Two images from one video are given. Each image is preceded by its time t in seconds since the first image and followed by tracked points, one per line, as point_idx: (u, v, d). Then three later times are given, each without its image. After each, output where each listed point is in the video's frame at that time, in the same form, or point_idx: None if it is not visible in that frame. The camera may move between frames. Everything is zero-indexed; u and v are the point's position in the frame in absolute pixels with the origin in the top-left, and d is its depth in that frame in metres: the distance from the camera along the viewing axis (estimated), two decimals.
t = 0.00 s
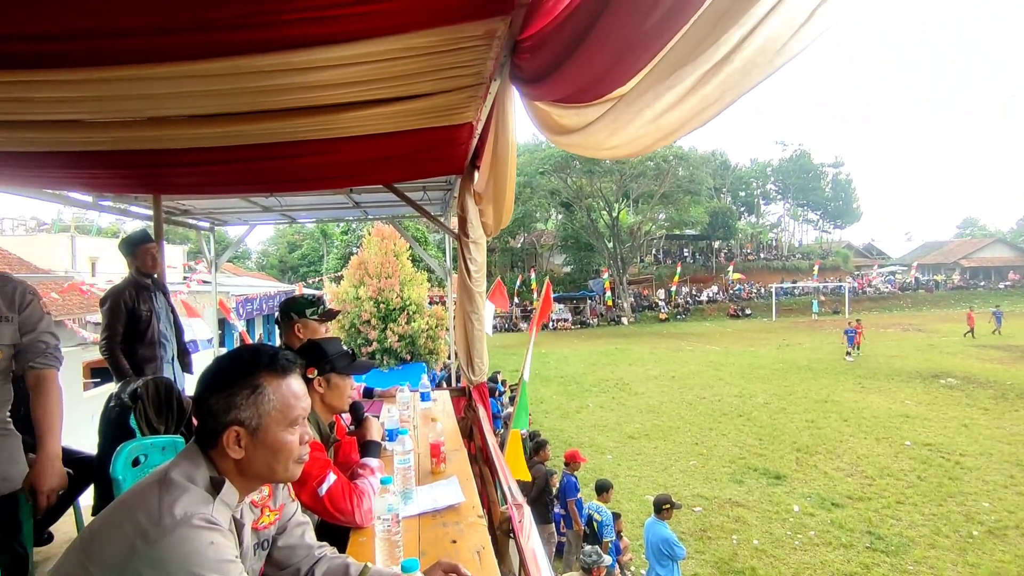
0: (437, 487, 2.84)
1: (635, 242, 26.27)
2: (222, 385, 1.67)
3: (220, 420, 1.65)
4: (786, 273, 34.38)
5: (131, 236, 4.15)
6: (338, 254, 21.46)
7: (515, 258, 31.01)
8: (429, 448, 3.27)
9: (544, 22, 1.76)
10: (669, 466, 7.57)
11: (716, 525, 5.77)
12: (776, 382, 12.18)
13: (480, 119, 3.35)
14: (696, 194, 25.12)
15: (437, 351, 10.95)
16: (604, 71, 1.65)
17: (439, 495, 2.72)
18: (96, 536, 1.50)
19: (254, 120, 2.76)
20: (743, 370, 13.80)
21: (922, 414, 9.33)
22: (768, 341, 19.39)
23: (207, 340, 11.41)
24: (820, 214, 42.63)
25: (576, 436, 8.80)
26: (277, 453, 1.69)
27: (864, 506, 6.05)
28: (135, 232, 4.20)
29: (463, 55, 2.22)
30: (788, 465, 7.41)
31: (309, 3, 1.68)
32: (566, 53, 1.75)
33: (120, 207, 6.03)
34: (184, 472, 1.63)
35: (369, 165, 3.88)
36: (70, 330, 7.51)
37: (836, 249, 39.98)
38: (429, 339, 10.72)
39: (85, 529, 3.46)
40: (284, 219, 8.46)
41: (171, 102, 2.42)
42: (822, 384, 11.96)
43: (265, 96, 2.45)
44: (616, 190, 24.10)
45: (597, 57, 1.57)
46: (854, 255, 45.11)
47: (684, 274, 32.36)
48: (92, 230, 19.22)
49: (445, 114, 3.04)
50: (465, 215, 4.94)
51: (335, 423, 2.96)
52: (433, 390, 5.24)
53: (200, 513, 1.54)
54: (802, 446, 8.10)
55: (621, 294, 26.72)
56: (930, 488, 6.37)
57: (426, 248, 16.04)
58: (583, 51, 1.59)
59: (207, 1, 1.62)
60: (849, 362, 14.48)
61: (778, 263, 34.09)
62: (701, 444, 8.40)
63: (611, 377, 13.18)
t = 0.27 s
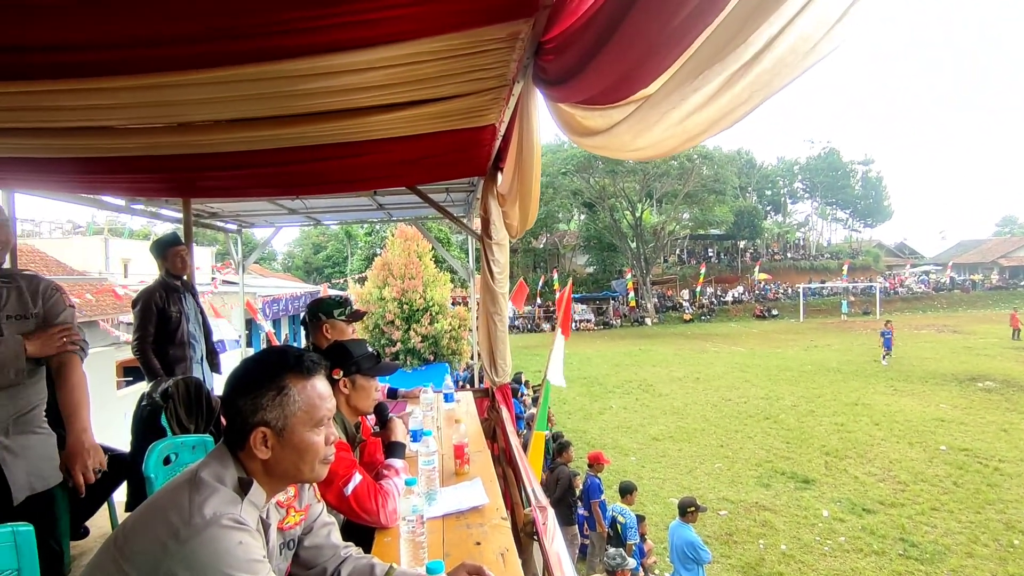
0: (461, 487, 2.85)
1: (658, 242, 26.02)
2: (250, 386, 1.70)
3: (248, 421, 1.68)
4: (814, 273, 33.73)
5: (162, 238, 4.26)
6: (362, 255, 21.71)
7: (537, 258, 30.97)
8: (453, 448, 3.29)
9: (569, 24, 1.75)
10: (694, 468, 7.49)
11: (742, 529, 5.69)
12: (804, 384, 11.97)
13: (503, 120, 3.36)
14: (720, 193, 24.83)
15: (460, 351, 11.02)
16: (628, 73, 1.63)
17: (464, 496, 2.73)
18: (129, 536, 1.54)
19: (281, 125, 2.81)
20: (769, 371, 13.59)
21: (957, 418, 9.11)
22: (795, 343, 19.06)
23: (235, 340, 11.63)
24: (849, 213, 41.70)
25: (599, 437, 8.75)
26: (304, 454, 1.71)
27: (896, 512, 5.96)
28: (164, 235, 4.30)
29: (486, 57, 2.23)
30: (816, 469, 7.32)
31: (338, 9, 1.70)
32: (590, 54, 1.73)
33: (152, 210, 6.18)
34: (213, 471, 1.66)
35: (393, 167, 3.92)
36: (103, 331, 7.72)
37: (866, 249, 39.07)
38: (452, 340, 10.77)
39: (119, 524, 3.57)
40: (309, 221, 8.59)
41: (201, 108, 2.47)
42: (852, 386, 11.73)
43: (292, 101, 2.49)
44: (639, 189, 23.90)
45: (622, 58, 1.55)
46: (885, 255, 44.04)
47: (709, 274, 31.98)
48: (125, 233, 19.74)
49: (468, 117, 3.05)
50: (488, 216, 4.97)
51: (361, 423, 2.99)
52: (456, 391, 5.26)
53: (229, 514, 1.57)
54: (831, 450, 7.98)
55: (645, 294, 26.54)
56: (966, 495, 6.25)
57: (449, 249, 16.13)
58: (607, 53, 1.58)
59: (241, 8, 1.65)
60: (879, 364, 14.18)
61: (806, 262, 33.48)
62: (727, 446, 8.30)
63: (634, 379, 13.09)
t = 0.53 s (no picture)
0: (484, 489, 2.85)
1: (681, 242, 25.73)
2: (273, 387, 1.71)
3: (272, 421, 1.70)
4: (841, 273, 33.05)
5: (190, 241, 4.36)
6: (384, 257, 21.91)
7: (558, 259, 30.88)
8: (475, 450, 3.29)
9: (591, 25, 1.73)
10: (718, 471, 7.39)
11: (768, 534, 5.59)
12: (831, 387, 11.75)
13: (525, 120, 3.35)
14: (744, 193, 24.51)
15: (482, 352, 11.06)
16: (652, 72, 1.60)
17: (486, 498, 2.73)
18: (158, 535, 1.56)
19: (305, 129, 2.84)
20: (795, 373, 13.36)
21: (992, 423, 8.87)
22: (822, 344, 18.70)
23: (260, 341, 11.79)
24: (878, 212, 40.77)
25: (621, 440, 8.69)
26: (326, 454, 1.72)
27: (931, 518, 5.95)
28: (191, 238, 4.39)
29: (508, 58, 2.22)
30: (845, 473, 7.21)
31: (364, 12, 1.70)
32: (613, 52, 1.71)
33: (179, 214, 6.31)
34: (239, 472, 1.68)
35: (415, 169, 3.94)
36: (133, 331, 7.89)
37: (896, 249, 38.15)
38: (473, 341, 10.79)
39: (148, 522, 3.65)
40: (332, 223, 8.69)
41: (228, 114, 2.51)
42: (881, 389, 11.49)
43: (317, 105, 2.51)
44: (661, 189, 23.68)
45: (646, 58, 1.53)
46: (915, 254, 42.96)
47: (733, 275, 31.55)
48: (153, 235, 20.19)
49: (489, 118, 3.05)
50: (510, 218, 4.98)
51: (384, 424, 3.01)
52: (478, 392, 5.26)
53: (255, 514, 1.58)
54: (860, 454, 7.84)
55: (667, 295, 26.31)
56: (1002, 502, 6.29)
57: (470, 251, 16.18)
58: (630, 53, 1.56)
59: (270, 14, 1.66)
60: (909, 366, 13.85)
61: (833, 263, 32.82)
62: (752, 450, 8.18)
63: (657, 380, 12.97)
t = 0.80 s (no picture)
0: (502, 493, 2.84)
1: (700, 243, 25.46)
2: (293, 391, 1.72)
3: (292, 425, 1.71)
4: (866, 273, 32.43)
5: (212, 244, 4.42)
6: (403, 258, 22.08)
7: (575, 260, 30.77)
8: (493, 453, 3.28)
9: (610, 26, 1.72)
10: (739, 475, 7.30)
11: (790, 539, 5.50)
12: (855, 389, 11.53)
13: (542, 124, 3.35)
14: (765, 192, 24.20)
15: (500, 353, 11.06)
16: (670, 74, 1.59)
17: (504, 501, 2.72)
18: (181, 538, 1.58)
19: (324, 134, 2.87)
20: (818, 375, 13.13)
21: None
22: (846, 346, 18.38)
23: (281, 343, 11.96)
24: (904, 210, 39.92)
25: (640, 442, 8.63)
26: (345, 459, 1.73)
27: (960, 525, 5.82)
28: (213, 242, 4.46)
29: (526, 61, 2.22)
30: (870, 478, 7.08)
31: (381, 19, 1.71)
32: (632, 54, 1.70)
33: (202, 217, 6.41)
34: (260, 476, 1.70)
35: (433, 172, 3.95)
36: (157, 333, 8.04)
37: (923, 248, 37.32)
38: (491, 343, 10.80)
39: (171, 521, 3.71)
40: (351, 226, 8.77)
41: (249, 120, 2.54)
42: (907, 391, 11.25)
43: (335, 110, 2.53)
44: (680, 189, 23.46)
45: (664, 60, 1.52)
46: (942, 254, 41.99)
47: (753, 276, 31.15)
48: (177, 238, 20.56)
49: (507, 121, 3.05)
50: (528, 220, 4.97)
51: (403, 427, 3.02)
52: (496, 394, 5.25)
53: (276, 518, 1.60)
54: (886, 459, 7.70)
55: (686, 296, 26.09)
56: None
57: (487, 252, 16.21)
58: (649, 55, 1.54)
59: (292, 20, 1.68)
60: (937, 369, 13.55)
61: (857, 263, 32.20)
62: (774, 453, 8.06)
63: (676, 382, 12.85)
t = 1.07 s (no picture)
0: (518, 493, 2.85)
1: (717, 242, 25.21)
2: (313, 391, 1.74)
3: (311, 425, 1.73)
4: (886, 273, 31.89)
5: (230, 245, 4.49)
6: (418, 258, 22.18)
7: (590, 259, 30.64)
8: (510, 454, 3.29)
9: (625, 27, 1.71)
10: (756, 476, 7.23)
11: (809, 543, 5.43)
12: (875, 391, 11.36)
13: (558, 124, 3.34)
14: (782, 191, 23.92)
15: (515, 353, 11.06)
16: (684, 76, 1.58)
17: (520, 502, 2.72)
18: (202, 535, 1.60)
19: (341, 136, 2.90)
20: (837, 376, 12.95)
21: None
22: (865, 347, 18.11)
23: (297, 342, 12.08)
24: (925, 209, 39.19)
25: (655, 443, 8.58)
26: (363, 459, 1.74)
27: (986, 531, 5.78)
28: (231, 244, 4.52)
29: (540, 62, 2.21)
30: (891, 481, 6.98)
31: (396, 23, 1.73)
32: (646, 55, 1.69)
33: (219, 218, 6.50)
34: (280, 475, 1.72)
35: (448, 173, 3.97)
36: (175, 332, 8.16)
37: (945, 247, 36.59)
38: (506, 343, 10.80)
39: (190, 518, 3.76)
40: (367, 226, 8.82)
41: (267, 123, 2.58)
42: (929, 393, 11.06)
43: (352, 113, 2.55)
44: (696, 189, 23.25)
45: (678, 62, 1.51)
46: (965, 253, 41.16)
47: (771, 275, 30.81)
48: (195, 239, 20.84)
49: (522, 123, 3.05)
50: (543, 220, 4.97)
51: (419, 427, 3.03)
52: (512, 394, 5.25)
53: (295, 517, 1.61)
54: (908, 462, 7.60)
55: (702, 296, 25.90)
56: None
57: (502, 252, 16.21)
58: (663, 56, 1.54)
59: (313, 25, 1.70)
60: (960, 370, 13.30)
61: (877, 262, 31.67)
62: (792, 455, 7.96)
63: (692, 383, 12.75)
